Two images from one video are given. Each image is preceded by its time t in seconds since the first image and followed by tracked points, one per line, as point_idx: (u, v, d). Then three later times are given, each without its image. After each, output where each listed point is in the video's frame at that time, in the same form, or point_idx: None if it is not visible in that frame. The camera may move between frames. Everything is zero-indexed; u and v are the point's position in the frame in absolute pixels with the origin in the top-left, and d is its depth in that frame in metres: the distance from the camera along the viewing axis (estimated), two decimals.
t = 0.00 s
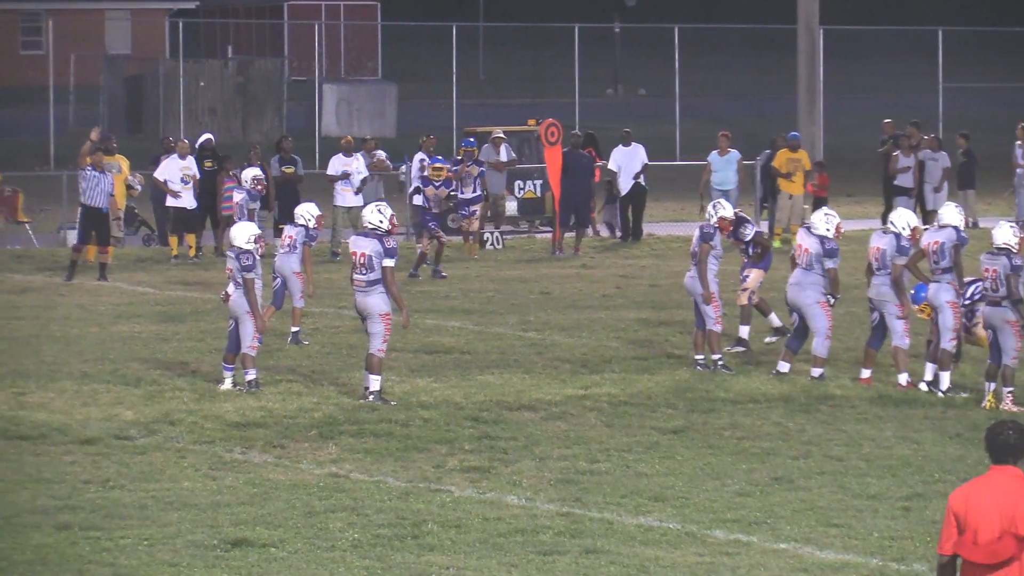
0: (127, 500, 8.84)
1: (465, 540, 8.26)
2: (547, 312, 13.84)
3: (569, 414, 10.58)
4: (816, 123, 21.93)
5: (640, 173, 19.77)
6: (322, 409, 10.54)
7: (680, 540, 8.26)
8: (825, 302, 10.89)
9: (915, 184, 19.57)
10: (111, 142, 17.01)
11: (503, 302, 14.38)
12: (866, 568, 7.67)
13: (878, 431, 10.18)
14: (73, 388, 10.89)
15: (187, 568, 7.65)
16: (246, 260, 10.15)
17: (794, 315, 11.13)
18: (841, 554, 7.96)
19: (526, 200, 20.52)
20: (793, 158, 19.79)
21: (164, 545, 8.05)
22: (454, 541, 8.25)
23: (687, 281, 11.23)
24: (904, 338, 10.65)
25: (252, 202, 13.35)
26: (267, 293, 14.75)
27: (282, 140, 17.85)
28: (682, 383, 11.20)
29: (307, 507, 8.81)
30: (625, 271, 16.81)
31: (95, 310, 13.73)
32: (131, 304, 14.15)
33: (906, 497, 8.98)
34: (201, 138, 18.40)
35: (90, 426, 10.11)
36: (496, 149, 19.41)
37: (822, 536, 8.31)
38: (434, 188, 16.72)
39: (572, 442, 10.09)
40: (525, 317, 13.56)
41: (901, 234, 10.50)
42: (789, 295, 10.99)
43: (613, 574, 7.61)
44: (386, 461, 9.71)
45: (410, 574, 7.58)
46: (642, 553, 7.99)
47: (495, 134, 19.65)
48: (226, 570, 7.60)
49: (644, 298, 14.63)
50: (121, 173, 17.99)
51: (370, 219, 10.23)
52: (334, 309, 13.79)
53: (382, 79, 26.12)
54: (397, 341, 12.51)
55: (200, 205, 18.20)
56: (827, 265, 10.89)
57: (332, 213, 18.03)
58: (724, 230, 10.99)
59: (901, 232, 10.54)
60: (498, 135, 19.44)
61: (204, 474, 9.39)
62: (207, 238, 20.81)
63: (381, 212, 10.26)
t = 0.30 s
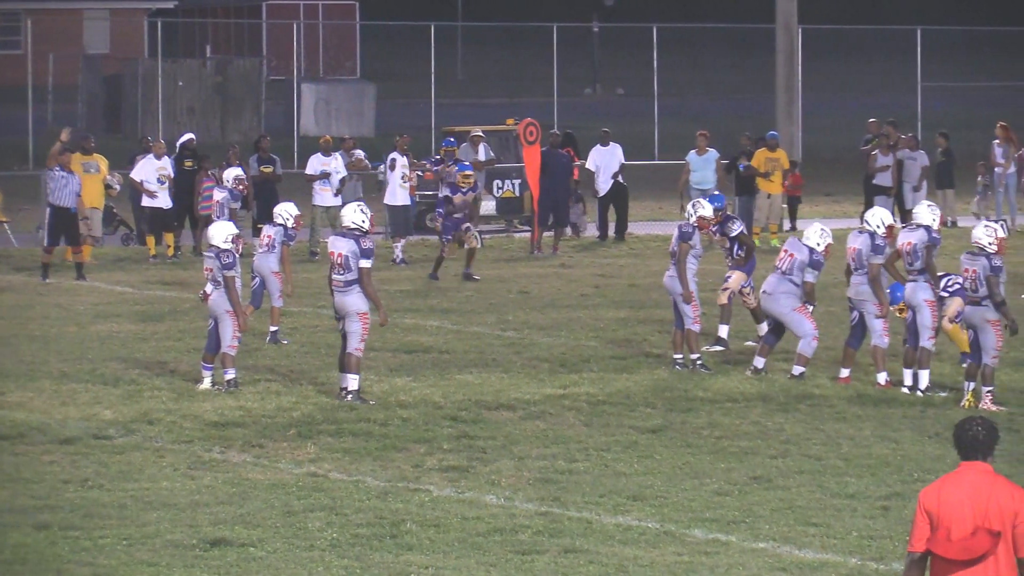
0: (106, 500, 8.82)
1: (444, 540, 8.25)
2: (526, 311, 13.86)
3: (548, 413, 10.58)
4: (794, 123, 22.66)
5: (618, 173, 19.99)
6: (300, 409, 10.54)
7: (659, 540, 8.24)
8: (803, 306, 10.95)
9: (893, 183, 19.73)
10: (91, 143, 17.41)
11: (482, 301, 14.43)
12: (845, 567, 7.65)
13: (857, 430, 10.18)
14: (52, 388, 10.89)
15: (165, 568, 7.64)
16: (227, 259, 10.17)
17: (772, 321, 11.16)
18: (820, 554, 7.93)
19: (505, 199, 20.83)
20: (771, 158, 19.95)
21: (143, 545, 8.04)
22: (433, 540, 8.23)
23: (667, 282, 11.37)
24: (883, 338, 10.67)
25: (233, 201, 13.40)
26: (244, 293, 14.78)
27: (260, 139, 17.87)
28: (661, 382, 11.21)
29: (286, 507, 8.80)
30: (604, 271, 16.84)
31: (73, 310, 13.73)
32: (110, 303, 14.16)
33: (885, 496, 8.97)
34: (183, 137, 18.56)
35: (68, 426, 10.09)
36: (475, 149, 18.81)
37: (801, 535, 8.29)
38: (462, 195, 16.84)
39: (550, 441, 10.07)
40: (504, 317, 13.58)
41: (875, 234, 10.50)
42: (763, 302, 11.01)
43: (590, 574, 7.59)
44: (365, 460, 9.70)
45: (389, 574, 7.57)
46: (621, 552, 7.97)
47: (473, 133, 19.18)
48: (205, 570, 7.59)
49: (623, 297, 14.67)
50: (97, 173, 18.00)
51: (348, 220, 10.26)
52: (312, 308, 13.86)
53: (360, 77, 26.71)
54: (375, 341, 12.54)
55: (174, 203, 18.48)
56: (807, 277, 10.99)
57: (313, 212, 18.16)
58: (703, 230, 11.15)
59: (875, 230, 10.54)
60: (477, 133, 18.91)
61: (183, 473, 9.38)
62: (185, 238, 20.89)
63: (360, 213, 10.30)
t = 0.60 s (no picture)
0: (90, 501, 8.81)
1: (428, 541, 8.23)
2: (508, 312, 13.94)
3: (532, 413, 10.59)
4: (778, 123, 23.04)
5: (605, 173, 20.18)
6: (285, 410, 10.55)
7: (642, 541, 8.22)
8: (778, 315, 11.05)
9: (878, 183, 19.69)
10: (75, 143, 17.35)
11: (464, 302, 14.54)
12: (829, 567, 7.62)
13: (841, 431, 10.17)
14: (36, 389, 10.90)
15: (149, 568, 7.64)
16: (212, 259, 10.29)
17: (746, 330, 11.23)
18: (804, 555, 7.90)
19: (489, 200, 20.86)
20: (755, 159, 19.93)
21: (127, 546, 8.03)
22: (417, 541, 8.22)
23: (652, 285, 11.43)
24: (865, 338, 10.68)
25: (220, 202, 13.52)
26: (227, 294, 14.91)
27: (244, 141, 17.97)
28: (644, 383, 11.24)
29: (270, 508, 8.79)
30: (585, 271, 16.96)
31: (57, 311, 13.80)
32: (93, 304, 14.25)
33: (868, 497, 8.93)
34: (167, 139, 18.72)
35: (52, 427, 10.10)
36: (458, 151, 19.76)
37: (785, 537, 8.25)
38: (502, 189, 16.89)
39: (534, 442, 10.07)
40: (486, 318, 13.65)
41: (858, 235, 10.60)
42: (739, 314, 11.10)
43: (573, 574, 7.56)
44: (349, 461, 9.69)
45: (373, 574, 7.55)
46: (605, 553, 7.95)
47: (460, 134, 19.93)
48: (190, 570, 7.59)
49: (605, 297, 14.77)
50: (82, 174, 18.01)
51: (330, 221, 10.33)
52: (297, 310, 13.93)
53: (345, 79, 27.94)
54: (359, 343, 12.61)
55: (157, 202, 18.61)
56: (784, 293, 11.08)
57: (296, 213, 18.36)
58: (687, 231, 11.24)
59: (857, 231, 10.63)
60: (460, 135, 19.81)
61: (167, 474, 9.37)
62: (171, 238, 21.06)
63: (342, 215, 10.38)
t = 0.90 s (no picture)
0: (76, 502, 8.66)
1: (414, 542, 8.00)
2: (494, 313, 14.17)
3: (519, 415, 10.60)
4: (765, 126, 23.20)
5: (595, 174, 20.41)
6: (272, 411, 10.58)
7: (630, 542, 7.99)
8: (760, 311, 11.07)
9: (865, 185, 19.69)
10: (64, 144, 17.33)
11: (452, 304, 14.72)
12: (817, 569, 7.38)
13: (828, 433, 10.11)
14: (24, 391, 10.95)
15: (136, 570, 7.43)
16: (195, 261, 10.30)
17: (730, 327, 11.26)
18: (793, 556, 7.67)
19: (476, 202, 21.13)
20: (743, 160, 20.07)
21: (112, 547, 7.84)
22: (404, 542, 7.98)
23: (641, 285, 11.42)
24: (854, 339, 10.70)
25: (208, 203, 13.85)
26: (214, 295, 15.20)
27: (231, 144, 18.07)
28: (631, 385, 11.30)
29: (256, 509, 8.59)
30: (570, 272, 17.15)
31: (46, 313, 13.97)
32: (82, 306, 14.45)
33: (856, 499, 8.75)
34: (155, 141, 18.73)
35: (41, 428, 10.12)
36: (443, 152, 20.03)
37: (773, 538, 8.02)
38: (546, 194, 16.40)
39: (521, 443, 10.03)
40: (473, 319, 13.88)
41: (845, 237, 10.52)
42: (723, 308, 11.14)
43: None
44: (336, 462, 9.61)
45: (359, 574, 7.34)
46: (594, 555, 7.72)
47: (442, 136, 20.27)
48: (174, 571, 7.41)
49: (592, 299, 14.98)
50: (70, 176, 18.10)
51: (316, 223, 10.35)
52: (285, 312, 14.11)
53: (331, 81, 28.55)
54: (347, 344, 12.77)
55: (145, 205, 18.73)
56: (770, 292, 11.17)
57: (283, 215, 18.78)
58: (677, 233, 11.24)
59: (844, 233, 10.54)
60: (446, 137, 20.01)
61: (154, 475, 9.25)
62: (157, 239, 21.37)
63: (328, 215, 10.39)
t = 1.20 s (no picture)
0: (73, 505, 8.64)
1: (411, 545, 7.97)
2: (489, 316, 14.18)
3: (514, 418, 10.60)
4: (762, 128, 23.22)
5: (592, 177, 20.47)
6: (268, 413, 10.58)
7: (626, 545, 7.96)
8: (758, 316, 11.08)
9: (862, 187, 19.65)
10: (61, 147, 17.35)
11: (448, 306, 14.72)
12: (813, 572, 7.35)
13: (824, 436, 10.09)
14: (21, 393, 10.96)
15: (132, 572, 7.43)
16: (189, 263, 10.32)
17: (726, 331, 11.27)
18: (788, 560, 7.65)
19: (472, 204, 21.24)
20: (739, 164, 20.05)
21: (110, 549, 7.83)
22: (400, 545, 7.96)
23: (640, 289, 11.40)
24: (850, 342, 10.72)
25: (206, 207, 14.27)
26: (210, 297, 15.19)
27: (227, 146, 18.05)
28: (627, 389, 11.31)
29: (253, 511, 8.57)
30: (568, 274, 17.12)
31: (41, 315, 13.99)
32: (79, 308, 14.46)
33: (852, 502, 8.71)
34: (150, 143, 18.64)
35: (37, 430, 10.11)
36: (438, 156, 20.08)
37: (769, 541, 8.00)
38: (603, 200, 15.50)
39: (517, 446, 10.02)
40: (469, 322, 13.89)
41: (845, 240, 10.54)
42: (720, 314, 11.15)
43: None
44: (332, 465, 9.60)
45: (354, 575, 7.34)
46: (590, 558, 7.70)
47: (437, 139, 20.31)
48: (172, 573, 7.39)
49: (588, 302, 14.97)
50: (67, 178, 18.13)
51: (314, 225, 10.37)
52: (281, 315, 14.14)
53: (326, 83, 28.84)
54: (343, 346, 12.78)
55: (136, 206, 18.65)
56: (769, 298, 11.19)
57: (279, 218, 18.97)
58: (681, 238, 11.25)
59: (843, 236, 10.56)
60: (441, 139, 20.09)
61: (150, 477, 9.24)
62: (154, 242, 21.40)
63: (326, 218, 10.42)
